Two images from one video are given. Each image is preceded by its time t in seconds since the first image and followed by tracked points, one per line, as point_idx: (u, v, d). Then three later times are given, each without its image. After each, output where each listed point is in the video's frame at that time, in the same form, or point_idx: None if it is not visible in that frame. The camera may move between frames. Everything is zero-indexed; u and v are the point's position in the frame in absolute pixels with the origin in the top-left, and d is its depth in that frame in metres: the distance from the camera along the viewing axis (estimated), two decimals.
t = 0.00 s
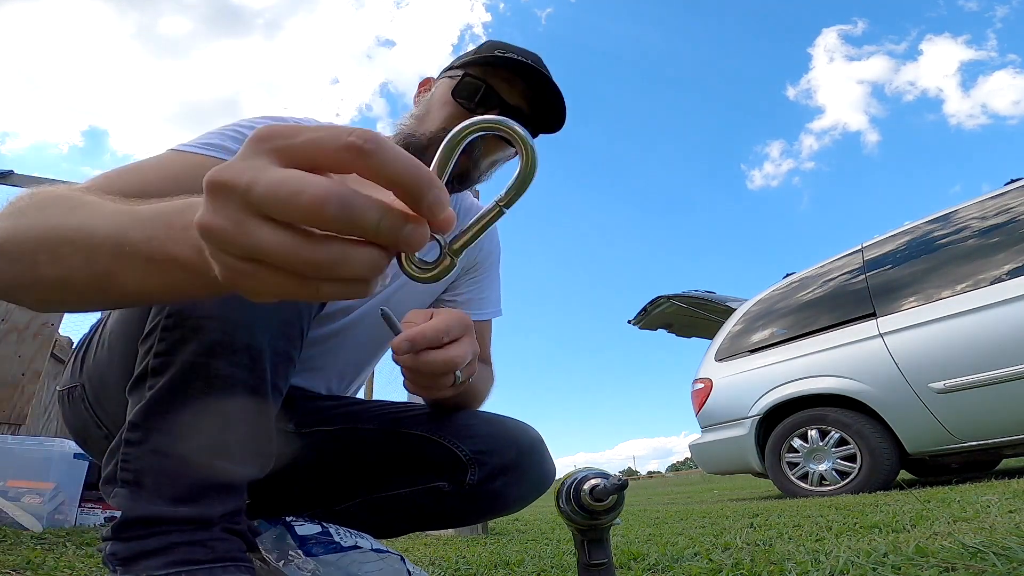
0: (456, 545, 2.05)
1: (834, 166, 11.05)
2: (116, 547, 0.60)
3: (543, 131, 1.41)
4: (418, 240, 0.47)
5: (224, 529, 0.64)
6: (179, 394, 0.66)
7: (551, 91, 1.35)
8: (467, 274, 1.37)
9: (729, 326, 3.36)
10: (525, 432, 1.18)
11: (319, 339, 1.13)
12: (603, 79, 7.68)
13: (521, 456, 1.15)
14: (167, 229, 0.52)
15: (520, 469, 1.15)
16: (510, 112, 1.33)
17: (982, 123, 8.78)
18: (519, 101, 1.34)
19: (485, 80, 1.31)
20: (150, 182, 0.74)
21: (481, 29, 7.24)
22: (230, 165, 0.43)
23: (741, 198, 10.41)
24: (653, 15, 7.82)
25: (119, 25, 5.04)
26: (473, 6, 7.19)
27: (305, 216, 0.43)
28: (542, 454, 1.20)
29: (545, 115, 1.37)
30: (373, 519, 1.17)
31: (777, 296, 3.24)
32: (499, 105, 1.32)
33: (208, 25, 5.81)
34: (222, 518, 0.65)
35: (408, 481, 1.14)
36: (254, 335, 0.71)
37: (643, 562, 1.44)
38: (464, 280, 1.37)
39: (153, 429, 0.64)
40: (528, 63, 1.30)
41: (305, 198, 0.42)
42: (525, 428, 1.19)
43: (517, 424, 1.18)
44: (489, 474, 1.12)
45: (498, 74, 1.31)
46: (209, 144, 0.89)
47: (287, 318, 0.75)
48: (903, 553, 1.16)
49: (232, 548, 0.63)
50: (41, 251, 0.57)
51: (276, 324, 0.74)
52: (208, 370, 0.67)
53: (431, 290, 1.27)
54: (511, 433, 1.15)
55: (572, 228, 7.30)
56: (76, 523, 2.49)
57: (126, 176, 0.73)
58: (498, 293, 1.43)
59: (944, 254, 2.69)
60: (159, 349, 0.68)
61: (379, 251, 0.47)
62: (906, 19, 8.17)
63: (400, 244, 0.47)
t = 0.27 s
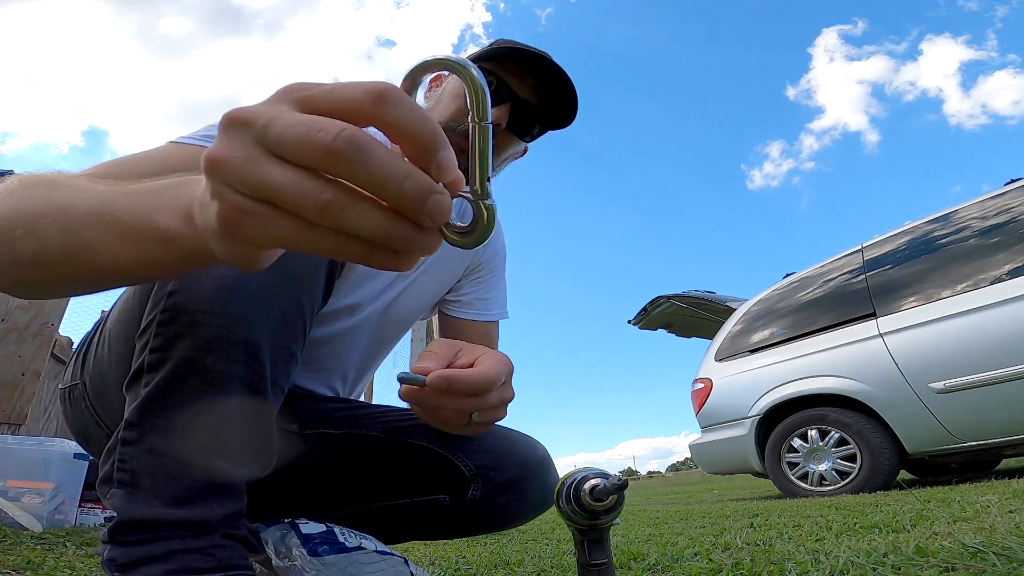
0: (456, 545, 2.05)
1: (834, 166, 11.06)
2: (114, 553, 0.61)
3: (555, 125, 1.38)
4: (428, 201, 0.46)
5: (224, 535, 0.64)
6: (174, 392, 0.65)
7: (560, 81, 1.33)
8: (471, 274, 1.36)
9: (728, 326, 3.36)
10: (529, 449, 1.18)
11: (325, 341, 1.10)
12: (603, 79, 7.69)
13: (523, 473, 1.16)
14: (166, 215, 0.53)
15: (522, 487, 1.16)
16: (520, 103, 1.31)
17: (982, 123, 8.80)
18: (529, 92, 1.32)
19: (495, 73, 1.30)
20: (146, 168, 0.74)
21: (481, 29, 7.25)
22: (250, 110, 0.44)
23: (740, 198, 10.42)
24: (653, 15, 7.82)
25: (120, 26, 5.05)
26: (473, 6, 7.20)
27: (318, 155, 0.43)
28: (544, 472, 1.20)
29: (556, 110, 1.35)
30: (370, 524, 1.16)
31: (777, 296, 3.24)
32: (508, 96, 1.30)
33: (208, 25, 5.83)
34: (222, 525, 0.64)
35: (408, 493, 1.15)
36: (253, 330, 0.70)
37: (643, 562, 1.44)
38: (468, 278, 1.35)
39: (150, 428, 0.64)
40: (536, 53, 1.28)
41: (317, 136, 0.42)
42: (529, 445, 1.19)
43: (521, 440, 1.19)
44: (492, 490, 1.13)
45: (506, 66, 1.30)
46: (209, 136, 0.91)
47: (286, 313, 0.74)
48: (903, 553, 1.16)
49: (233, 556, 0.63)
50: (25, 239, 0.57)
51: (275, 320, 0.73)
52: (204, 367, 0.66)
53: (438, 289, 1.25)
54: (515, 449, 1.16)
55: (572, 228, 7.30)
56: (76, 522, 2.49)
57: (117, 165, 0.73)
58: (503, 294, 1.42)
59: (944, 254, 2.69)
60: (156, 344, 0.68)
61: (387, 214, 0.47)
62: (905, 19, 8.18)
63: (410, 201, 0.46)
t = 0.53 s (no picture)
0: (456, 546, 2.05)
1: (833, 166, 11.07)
2: (132, 556, 0.62)
3: (556, 113, 1.37)
4: (460, 172, 0.49)
5: (242, 541, 0.65)
6: (183, 395, 0.65)
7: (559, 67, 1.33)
8: (478, 275, 1.34)
9: (728, 326, 3.36)
10: (540, 462, 1.17)
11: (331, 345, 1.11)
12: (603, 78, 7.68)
13: (533, 488, 1.15)
14: (184, 217, 0.53)
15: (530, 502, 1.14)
16: (520, 91, 1.30)
17: (982, 123, 8.82)
18: (528, 81, 1.31)
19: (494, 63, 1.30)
20: (144, 177, 0.73)
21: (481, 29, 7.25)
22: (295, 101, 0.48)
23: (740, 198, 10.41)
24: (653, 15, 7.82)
25: (120, 26, 5.05)
26: (473, 5, 7.20)
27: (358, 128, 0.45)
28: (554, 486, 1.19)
29: (560, 96, 1.34)
30: (374, 527, 1.16)
31: (777, 296, 3.24)
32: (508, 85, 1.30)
33: (208, 25, 5.83)
34: (240, 527, 0.65)
35: (413, 501, 1.14)
36: (260, 330, 0.70)
37: (644, 562, 1.44)
38: (476, 280, 1.34)
39: (162, 431, 0.65)
40: (537, 42, 1.29)
41: (358, 111, 0.45)
42: (541, 458, 1.18)
43: (533, 452, 1.17)
44: (498, 504, 1.12)
45: (504, 56, 1.31)
46: (204, 143, 0.90)
47: (292, 313, 0.74)
48: (903, 553, 1.16)
49: (249, 561, 0.65)
50: (40, 257, 0.58)
51: (282, 319, 0.73)
52: (213, 368, 0.66)
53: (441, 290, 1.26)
54: (525, 463, 1.15)
55: (572, 228, 7.30)
56: (75, 522, 2.48)
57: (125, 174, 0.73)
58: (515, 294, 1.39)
59: (944, 254, 2.69)
60: (164, 348, 0.67)
61: (424, 189, 0.48)
62: (906, 19, 8.18)
63: (446, 171, 0.48)
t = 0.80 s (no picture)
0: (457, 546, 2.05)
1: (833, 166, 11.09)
2: (138, 556, 0.60)
3: (563, 120, 1.31)
4: (458, 148, 0.50)
5: (248, 542, 0.63)
6: (188, 391, 0.64)
7: (562, 73, 1.28)
8: (490, 281, 1.33)
9: (728, 326, 3.36)
10: (530, 460, 1.15)
11: (336, 343, 1.09)
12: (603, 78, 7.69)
13: (521, 486, 1.13)
14: (186, 211, 0.54)
15: (519, 502, 1.13)
16: (521, 96, 1.24)
17: (982, 123, 8.85)
18: (530, 86, 1.25)
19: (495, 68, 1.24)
20: (152, 171, 0.75)
21: (482, 29, 7.27)
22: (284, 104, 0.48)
23: (740, 198, 10.42)
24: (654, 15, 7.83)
25: (120, 26, 5.05)
26: (473, 6, 7.22)
27: (354, 122, 0.45)
28: (545, 485, 1.17)
29: (561, 101, 1.29)
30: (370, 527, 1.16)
31: (777, 296, 3.24)
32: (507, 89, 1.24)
33: (208, 25, 5.83)
34: (247, 528, 0.64)
35: (400, 501, 1.14)
36: (265, 327, 0.70)
37: (643, 562, 1.44)
38: (488, 286, 1.32)
39: (167, 428, 0.64)
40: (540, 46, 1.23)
41: (349, 103, 0.45)
42: (531, 456, 1.16)
43: (523, 451, 1.16)
44: (485, 502, 1.11)
45: (506, 61, 1.25)
46: (218, 142, 0.92)
47: (295, 310, 0.75)
48: (903, 553, 1.16)
49: (255, 563, 0.63)
50: (45, 243, 0.58)
51: (285, 316, 0.73)
52: (217, 364, 0.65)
53: (451, 297, 1.25)
54: (513, 461, 1.13)
55: (572, 227, 7.31)
56: (75, 522, 2.49)
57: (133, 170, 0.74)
58: (528, 303, 1.36)
59: (944, 254, 2.69)
60: (170, 346, 0.67)
61: (429, 171, 0.49)
62: (906, 19, 8.19)
63: (443, 150, 0.49)
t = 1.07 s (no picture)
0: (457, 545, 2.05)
1: (833, 166, 11.10)
2: (144, 556, 0.59)
3: (568, 131, 1.30)
4: (463, 131, 0.51)
5: (254, 542, 0.63)
6: (197, 390, 0.64)
7: (566, 85, 1.27)
8: (493, 291, 1.34)
9: (729, 326, 3.36)
10: (531, 460, 1.15)
11: (339, 348, 1.09)
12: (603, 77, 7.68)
13: (522, 486, 1.13)
14: (203, 198, 0.56)
15: (518, 501, 1.13)
16: (526, 107, 1.25)
17: (982, 123, 8.90)
18: (534, 96, 1.26)
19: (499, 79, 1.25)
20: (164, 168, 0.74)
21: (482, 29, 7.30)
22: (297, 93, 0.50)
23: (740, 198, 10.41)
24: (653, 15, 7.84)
25: (120, 26, 5.04)
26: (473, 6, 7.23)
27: (363, 110, 0.47)
28: (545, 485, 1.17)
29: (563, 112, 1.28)
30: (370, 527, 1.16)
31: (777, 296, 3.24)
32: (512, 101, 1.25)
33: (208, 25, 5.82)
34: (253, 529, 0.63)
35: (401, 502, 1.14)
36: (275, 328, 0.70)
37: (643, 562, 1.44)
38: (491, 296, 1.33)
39: (175, 427, 0.63)
40: (542, 57, 1.23)
41: (359, 92, 0.47)
42: (531, 456, 1.16)
43: (523, 451, 1.16)
44: (484, 502, 1.11)
45: (509, 70, 1.25)
46: (231, 144, 0.92)
47: (303, 311, 0.75)
48: (903, 553, 1.16)
49: (259, 563, 0.62)
50: (63, 235, 0.58)
51: (294, 318, 0.73)
52: (227, 363, 0.65)
53: (455, 308, 1.24)
54: (513, 461, 1.13)
55: (572, 227, 7.31)
56: (75, 523, 2.49)
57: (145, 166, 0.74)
58: (531, 314, 1.37)
59: (944, 254, 2.69)
60: (181, 343, 0.67)
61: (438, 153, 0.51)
62: (906, 20, 8.19)
63: (449, 133, 0.51)
